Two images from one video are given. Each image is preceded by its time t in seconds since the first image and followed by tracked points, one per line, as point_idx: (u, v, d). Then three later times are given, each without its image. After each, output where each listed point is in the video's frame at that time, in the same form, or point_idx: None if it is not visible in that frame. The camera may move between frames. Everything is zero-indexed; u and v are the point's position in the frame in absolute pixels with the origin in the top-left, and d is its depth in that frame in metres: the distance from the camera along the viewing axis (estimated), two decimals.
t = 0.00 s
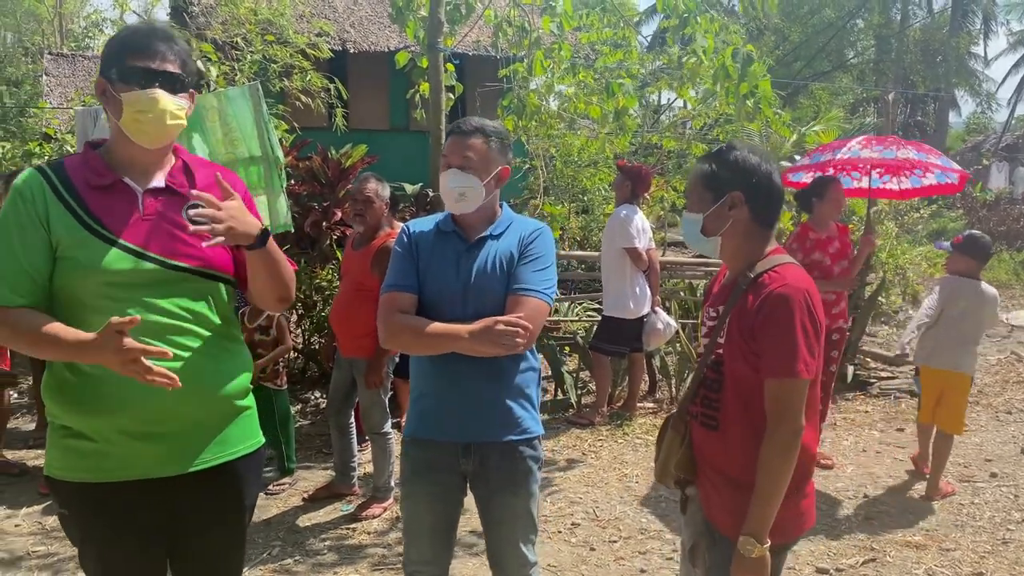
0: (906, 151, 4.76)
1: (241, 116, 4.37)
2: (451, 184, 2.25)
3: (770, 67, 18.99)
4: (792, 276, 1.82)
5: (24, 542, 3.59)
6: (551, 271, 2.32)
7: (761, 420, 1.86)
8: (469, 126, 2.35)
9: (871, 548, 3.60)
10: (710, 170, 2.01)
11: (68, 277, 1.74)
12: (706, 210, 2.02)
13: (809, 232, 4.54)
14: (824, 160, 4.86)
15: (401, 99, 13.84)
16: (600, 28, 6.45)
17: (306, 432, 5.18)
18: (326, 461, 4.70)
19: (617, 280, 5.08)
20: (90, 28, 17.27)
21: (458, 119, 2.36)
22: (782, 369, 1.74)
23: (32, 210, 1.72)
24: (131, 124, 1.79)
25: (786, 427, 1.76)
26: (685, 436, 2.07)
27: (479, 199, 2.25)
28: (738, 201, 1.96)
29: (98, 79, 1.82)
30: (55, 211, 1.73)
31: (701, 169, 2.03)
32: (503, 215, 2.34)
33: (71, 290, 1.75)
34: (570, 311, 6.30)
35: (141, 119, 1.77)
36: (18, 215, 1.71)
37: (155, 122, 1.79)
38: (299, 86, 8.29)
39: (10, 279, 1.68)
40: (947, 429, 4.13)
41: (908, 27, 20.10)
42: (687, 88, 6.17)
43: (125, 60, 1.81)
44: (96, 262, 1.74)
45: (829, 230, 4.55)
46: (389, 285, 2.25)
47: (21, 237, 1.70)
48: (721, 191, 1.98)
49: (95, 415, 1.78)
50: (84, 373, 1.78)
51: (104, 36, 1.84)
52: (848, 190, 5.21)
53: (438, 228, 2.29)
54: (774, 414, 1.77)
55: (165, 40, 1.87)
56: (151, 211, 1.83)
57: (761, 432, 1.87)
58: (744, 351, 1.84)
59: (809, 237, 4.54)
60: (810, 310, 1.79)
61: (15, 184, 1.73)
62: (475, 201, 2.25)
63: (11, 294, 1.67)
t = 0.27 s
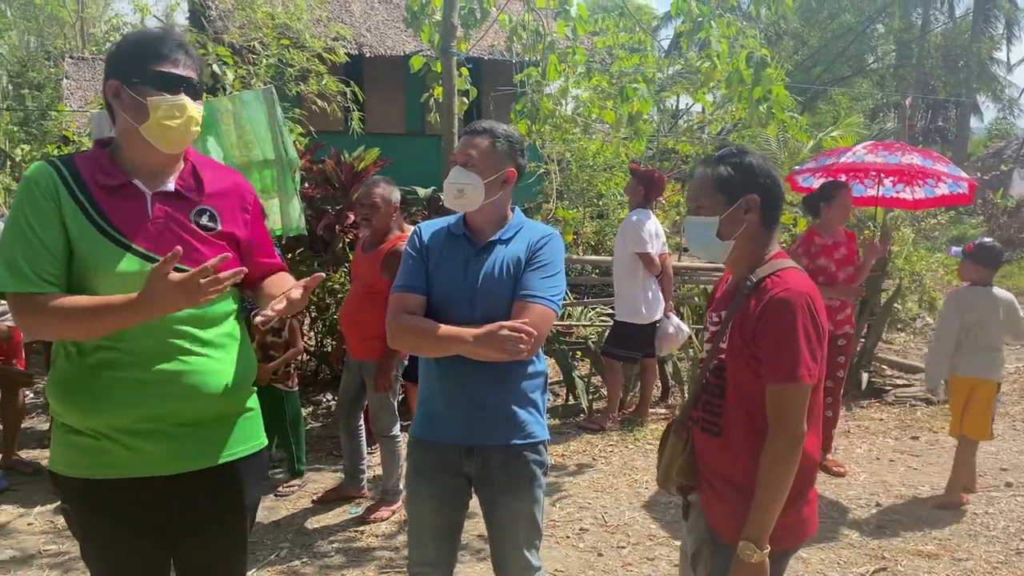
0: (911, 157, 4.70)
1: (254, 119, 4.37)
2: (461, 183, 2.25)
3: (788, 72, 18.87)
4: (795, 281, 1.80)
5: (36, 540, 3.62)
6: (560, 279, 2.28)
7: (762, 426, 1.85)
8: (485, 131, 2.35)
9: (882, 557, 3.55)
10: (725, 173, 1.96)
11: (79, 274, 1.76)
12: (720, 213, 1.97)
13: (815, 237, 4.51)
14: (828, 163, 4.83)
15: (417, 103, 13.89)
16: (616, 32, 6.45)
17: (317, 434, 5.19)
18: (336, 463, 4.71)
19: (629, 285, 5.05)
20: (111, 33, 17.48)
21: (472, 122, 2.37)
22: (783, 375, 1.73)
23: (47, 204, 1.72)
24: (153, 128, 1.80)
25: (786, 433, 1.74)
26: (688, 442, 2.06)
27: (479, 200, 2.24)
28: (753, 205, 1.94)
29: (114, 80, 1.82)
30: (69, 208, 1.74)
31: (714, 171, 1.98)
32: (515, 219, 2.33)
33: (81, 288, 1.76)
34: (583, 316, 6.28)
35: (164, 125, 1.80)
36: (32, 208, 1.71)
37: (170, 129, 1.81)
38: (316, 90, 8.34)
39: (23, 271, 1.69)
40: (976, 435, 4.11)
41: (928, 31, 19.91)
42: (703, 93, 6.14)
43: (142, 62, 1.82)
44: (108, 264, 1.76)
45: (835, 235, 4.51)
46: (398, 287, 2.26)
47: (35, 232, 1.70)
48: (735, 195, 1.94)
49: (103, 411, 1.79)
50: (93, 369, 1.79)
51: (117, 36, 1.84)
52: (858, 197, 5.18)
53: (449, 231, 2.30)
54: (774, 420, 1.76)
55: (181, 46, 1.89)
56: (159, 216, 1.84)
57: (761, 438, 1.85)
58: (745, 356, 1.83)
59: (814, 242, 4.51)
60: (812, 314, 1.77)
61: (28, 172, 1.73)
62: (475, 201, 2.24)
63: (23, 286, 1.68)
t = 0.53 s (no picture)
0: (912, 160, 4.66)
1: (265, 121, 4.42)
2: (471, 186, 2.26)
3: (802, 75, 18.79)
4: (797, 281, 1.79)
5: (47, 540, 3.66)
6: (566, 281, 2.29)
7: (764, 429, 1.84)
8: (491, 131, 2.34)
9: (892, 563, 3.52)
10: (741, 174, 1.96)
11: (95, 276, 1.75)
12: (734, 212, 1.97)
13: (818, 240, 4.47)
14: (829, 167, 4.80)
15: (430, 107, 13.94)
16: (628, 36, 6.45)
17: (326, 436, 5.21)
18: (345, 465, 4.72)
19: (639, 289, 5.03)
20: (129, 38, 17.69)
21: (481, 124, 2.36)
22: (786, 376, 1.71)
23: (63, 209, 1.71)
24: (181, 133, 1.83)
25: (788, 435, 1.73)
26: (690, 445, 2.05)
27: (491, 203, 2.26)
28: (765, 206, 1.95)
29: (135, 85, 1.82)
30: (89, 211, 1.74)
31: (731, 170, 1.97)
32: (521, 221, 2.34)
33: (99, 291, 1.76)
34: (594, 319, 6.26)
35: (192, 131, 1.83)
36: (51, 212, 1.70)
37: (195, 134, 1.84)
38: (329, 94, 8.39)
39: (42, 274, 1.68)
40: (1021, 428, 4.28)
41: (945, 35, 19.77)
42: (715, 96, 6.13)
43: (166, 68, 1.83)
44: (126, 266, 1.76)
45: (837, 238, 4.49)
46: (405, 290, 2.27)
47: (55, 235, 1.69)
48: (750, 196, 1.95)
49: (113, 411, 1.79)
50: (101, 369, 1.79)
51: (134, 40, 1.84)
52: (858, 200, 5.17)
53: (455, 233, 2.30)
54: (776, 422, 1.74)
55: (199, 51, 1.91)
56: (180, 215, 1.86)
57: (764, 440, 1.84)
58: (748, 357, 1.82)
59: (818, 246, 4.47)
60: (816, 315, 1.76)
61: (41, 180, 1.72)
62: (489, 203, 2.26)
63: (44, 290, 1.67)
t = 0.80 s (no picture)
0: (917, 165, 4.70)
1: (270, 126, 4.44)
2: (473, 191, 2.24)
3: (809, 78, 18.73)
4: (799, 281, 1.78)
5: (52, 542, 3.67)
6: (565, 283, 2.31)
7: (768, 430, 1.83)
8: (492, 134, 2.34)
9: (896, 567, 3.50)
10: (754, 176, 1.97)
11: (104, 280, 1.76)
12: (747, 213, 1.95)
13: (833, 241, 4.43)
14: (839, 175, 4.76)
15: (436, 111, 13.97)
16: (633, 39, 6.44)
17: (331, 438, 5.21)
18: (349, 468, 4.72)
19: (643, 291, 5.03)
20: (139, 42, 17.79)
21: (478, 129, 2.35)
22: (791, 376, 1.71)
23: (70, 215, 1.72)
24: (189, 142, 1.85)
25: (794, 435, 1.72)
26: (691, 448, 2.05)
27: (501, 207, 2.25)
28: (774, 208, 1.97)
29: (143, 91, 1.83)
30: (95, 216, 1.75)
31: (745, 171, 1.97)
32: (519, 224, 2.34)
33: (106, 295, 1.77)
34: (600, 322, 6.26)
35: (201, 139, 1.86)
36: (57, 218, 1.70)
37: (203, 142, 1.87)
38: (336, 97, 8.40)
39: (52, 279, 1.69)
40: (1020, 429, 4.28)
41: (953, 38, 19.69)
42: (720, 99, 6.12)
43: (172, 75, 1.84)
44: (132, 268, 1.77)
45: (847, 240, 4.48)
46: (404, 294, 2.27)
47: (63, 241, 1.70)
48: (761, 198, 1.97)
49: (121, 414, 1.79)
50: (107, 372, 1.79)
51: (138, 48, 1.85)
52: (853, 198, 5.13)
53: (453, 235, 2.30)
54: (782, 422, 1.74)
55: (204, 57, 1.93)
56: (186, 217, 1.87)
57: (768, 442, 1.84)
58: (751, 358, 1.82)
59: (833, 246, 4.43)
60: (820, 315, 1.75)
61: (48, 187, 1.72)
62: (498, 207, 2.25)
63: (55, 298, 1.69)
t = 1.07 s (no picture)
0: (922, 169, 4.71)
1: (271, 129, 4.44)
2: (475, 195, 2.23)
3: (810, 80, 18.71)
4: (799, 282, 1.78)
5: (53, 546, 3.67)
6: (562, 283, 2.33)
7: (771, 432, 1.83)
8: (486, 136, 2.33)
9: (897, 570, 3.49)
10: (757, 178, 1.96)
11: (102, 283, 1.76)
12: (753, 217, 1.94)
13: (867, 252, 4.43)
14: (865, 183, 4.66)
15: (436, 113, 13.98)
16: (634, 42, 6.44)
17: (332, 441, 5.21)
18: (350, 471, 4.72)
19: (644, 293, 5.03)
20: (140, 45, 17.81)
21: (474, 132, 2.34)
22: (793, 377, 1.70)
23: (67, 219, 1.72)
24: (192, 149, 1.89)
25: (797, 436, 1.72)
26: (692, 452, 2.04)
27: (500, 210, 2.25)
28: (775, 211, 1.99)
29: (145, 96, 1.83)
30: (92, 221, 1.75)
31: (751, 175, 1.96)
32: (512, 227, 2.35)
33: (104, 299, 1.77)
34: (601, 324, 6.26)
35: (204, 146, 1.90)
36: (54, 223, 1.70)
37: (204, 147, 1.91)
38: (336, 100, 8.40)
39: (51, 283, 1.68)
40: None
41: (954, 39, 19.68)
42: (721, 101, 6.11)
43: (174, 80, 1.85)
44: (129, 272, 1.77)
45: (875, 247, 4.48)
46: (401, 298, 2.24)
47: (61, 246, 1.70)
48: (763, 200, 1.96)
49: (123, 418, 1.79)
50: (108, 377, 1.80)
51: (138, 52, 1.85)
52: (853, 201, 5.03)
53: (449, 238, 2.29)
54: (785, 424, 1.73)
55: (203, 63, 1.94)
56: (183, 221, 1.88)
57: (771, 444, 1.84)
58: (753, 360, 1.81)
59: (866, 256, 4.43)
60: (820, 315, 1.75)
61: (43, 191, 1.72)
62: (499, 211, 2.25)
63: (50, 300, 1.68)
